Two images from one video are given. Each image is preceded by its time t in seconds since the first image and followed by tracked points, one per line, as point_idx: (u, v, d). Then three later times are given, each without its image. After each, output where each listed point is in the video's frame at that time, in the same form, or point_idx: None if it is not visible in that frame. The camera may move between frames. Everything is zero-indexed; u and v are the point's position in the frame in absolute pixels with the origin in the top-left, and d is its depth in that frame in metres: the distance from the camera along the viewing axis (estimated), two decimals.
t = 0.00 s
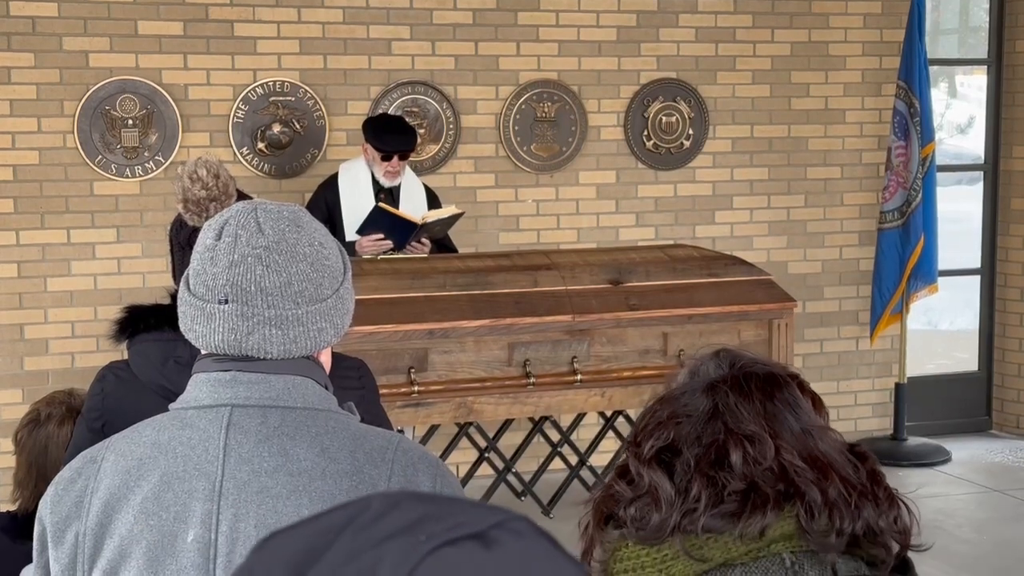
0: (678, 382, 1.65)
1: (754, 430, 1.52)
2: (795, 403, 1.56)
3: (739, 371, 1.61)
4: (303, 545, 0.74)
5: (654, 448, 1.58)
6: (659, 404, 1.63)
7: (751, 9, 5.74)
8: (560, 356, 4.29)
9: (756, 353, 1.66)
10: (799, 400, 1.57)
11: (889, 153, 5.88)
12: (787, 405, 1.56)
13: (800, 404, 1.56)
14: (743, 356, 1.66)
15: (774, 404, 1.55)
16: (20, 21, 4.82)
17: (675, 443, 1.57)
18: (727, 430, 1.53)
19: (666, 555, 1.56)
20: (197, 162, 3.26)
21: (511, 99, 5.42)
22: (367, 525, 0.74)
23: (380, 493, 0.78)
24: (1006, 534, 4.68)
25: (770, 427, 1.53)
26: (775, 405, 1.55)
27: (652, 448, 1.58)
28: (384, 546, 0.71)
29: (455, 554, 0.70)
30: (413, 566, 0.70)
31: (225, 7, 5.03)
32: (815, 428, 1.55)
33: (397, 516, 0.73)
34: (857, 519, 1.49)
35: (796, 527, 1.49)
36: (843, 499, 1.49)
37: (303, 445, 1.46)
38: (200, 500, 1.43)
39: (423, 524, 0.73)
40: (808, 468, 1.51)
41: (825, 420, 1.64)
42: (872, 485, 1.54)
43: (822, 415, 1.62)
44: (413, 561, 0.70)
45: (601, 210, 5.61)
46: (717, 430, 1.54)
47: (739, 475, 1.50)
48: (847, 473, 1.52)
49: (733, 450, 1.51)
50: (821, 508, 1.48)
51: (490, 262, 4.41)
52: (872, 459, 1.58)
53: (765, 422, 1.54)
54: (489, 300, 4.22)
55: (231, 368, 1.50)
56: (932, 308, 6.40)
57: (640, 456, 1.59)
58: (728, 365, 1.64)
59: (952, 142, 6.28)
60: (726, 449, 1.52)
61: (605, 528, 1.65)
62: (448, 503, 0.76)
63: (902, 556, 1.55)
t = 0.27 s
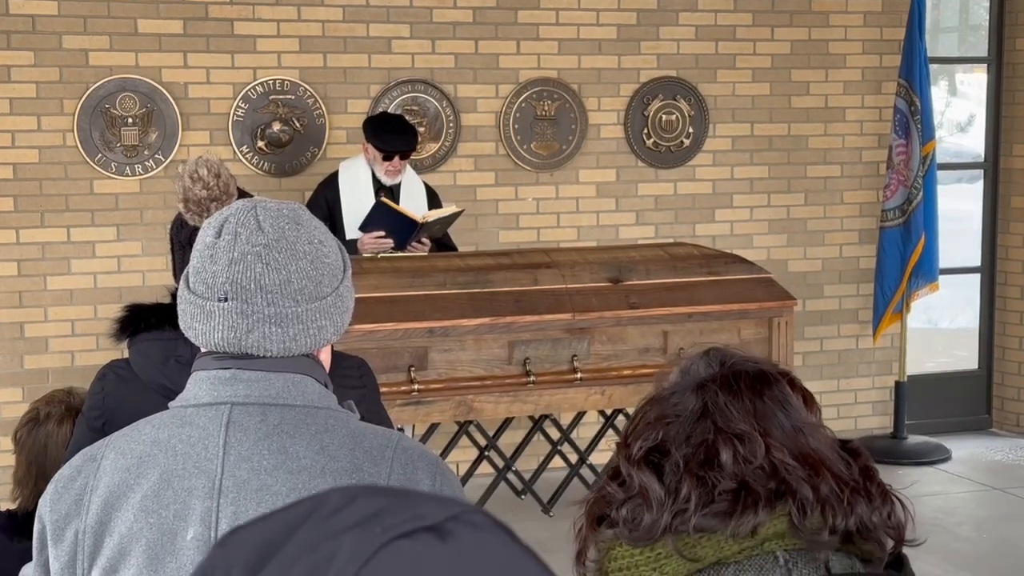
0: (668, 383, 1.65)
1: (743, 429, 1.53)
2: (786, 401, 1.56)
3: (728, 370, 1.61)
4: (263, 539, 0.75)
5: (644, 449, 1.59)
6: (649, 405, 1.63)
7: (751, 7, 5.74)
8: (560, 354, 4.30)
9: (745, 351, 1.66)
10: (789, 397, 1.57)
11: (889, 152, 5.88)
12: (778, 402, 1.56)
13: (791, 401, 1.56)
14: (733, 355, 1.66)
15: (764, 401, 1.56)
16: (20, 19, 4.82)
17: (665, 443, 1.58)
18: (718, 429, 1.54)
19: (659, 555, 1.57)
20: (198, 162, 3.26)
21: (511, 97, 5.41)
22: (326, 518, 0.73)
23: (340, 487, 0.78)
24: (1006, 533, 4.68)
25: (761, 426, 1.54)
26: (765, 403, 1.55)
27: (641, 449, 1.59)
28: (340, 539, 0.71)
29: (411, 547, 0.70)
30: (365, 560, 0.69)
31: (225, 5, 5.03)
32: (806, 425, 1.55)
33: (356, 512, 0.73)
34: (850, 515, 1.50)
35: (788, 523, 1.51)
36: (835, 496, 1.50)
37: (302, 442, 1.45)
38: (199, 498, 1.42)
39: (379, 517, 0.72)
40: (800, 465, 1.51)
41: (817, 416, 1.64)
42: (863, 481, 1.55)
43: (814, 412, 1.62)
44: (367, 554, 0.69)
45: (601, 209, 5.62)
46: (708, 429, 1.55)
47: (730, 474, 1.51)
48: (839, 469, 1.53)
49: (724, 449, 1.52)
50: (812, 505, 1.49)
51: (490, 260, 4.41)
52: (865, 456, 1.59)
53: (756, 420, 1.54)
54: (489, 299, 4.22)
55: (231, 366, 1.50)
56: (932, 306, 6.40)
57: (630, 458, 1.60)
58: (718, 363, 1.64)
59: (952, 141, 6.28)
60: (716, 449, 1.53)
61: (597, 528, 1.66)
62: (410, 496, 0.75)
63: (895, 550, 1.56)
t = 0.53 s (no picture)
0: (649, 390, 1.71)
1: (731, 440, 1.60)
2: (769, 407, 1.64)
3: (711, 376, 1.67)
4: (227, 529, 0.80)
5: (633, 465, 1.66)
6: (636, 416, 1.70)
7: (751, 5, 5.73)
8: (560, 352, 4.30)
9: (727, 354, 1.71)
10: (772, 401, 1.64)
11: (889, 150, 5.88)
12: (761, 408, 1.63)
13: (773, 406, 1.64)
14: (714, 358, 1.71)
15: (748, 408, 1.63)
16: (20, 17, 4.82)
17: (655, 456, 1.65)
18: (705, 441, 1.61)
19: (654, 563, 1.65)
20: (201, 159, 3.27)
21: (511, 95, 5.41)
22: (288, 508, 0.79)
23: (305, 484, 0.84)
24: (1006, 531, 4.68)
25: (747, 435, 1.61)
26: (750, 410, 1.63)
27: (630, 464, 1.66)
28: (301, 527, 0.77)
29: (370, 533, 0.75)
30: (324, 544, 0.74)
31: (224, 3, 5.03)
32: (791, 431, 1.62)
33: (319, 501, 0.79)
34: (841, 516, 1.57)
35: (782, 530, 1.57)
36: (827, 500, 1.56)
37: (301, 440, 1.44)
38: (199, 495, 1.41)
39: (338, 506, 0.78)
40: (789, 471, 1.58)
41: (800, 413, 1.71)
42: (851, 479, 1.63)
43: (796, 411, 1.69)
44: (325, 539, 0.75)
45: (601, 207, 5.61)
46: (695, 441, 1.62)
47: (721, 487, 1.58)
48: (827, 471, 1.60)
49: (713, 460, 1.59)
50: (807, 512, 1.55)
51: (490, 258, 4.41)
52: (849, 451, 1.67)
53: (742, 429, 1.61)
54: (489, 297, 4.21)
55: (231, 364, 1.50)
56: (932, 304, 6.40)
57: (619, 472, 1.67)
58: (701, 368, 1.69)
59: (952, 139, 6.27)
60: (705, 462, 1.60)
61: (588, 539, 1.72)
62: (370, 488, 0.81)
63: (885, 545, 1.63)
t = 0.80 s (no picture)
0: (651, 388, 1.67)
1: (736, 447, 1.58)
2: (774, 410, 1.61)
3: (715, 378, 1.64)
4: (217, 517, 0.80)
5: (635, 470, 1.64)
6: (637, 418, 1.67)
7: (751, 3, 5.73)
8: (560, 350, 4.30)
9: (730, 352, 1.68)
10: (777, 404, 1.62)
11: (889, 148, 5.88)
12: (766, 412, 1.61)
13: (778, 410, 1.61)
14: (719, 356, 1.67)
15: (752, 413, 1.60)
16: (20, 15, 4.81)
17: (658, 462, 1.62)
18: (710, 448, 1.59)
19: (654, 565, 1.64)
20: (202, 155, 3.26)
21: (511, 92, 5.41)
22: (274, 497, 0.79)
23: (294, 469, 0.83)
24: (1006, 529, 4.68)
25: (752, 441, 1.59)
26: (754, 415, 1.60)
27: (633, 470, 1.63)
28: (285, 516, 0.77)
29: (348, 524, 0.74)
30: (305, 532, 0.75)
31: (224, 1, 5.02)
32: (796, 434, 1.61)
33: (304, 490, 0.79)
34: (846, 519, 1.57)
35: (785, 533, 1.58)
36: (832, 505, 1.56)
37: (300, 436, 1.43)
38: (198, 491, 1.40)
39: (322, 497, 0.77)
40: (795, 479, 1.57)
41: (801, 413, 1.68)
42: (854, 479, 1.63)
43: (799, 410, 1.66)
44: (306, 527, 0.75)
45: (601, 205, 5.61)
46: (700, 447, 1.59)
47: (726, 495, 1.57)
48: (832, 475, 1.60)
49: (718, 468, 1.57)
50: (813, 517, 1.55)
51: (490, 256, 4.41)
52: (853, 448, 1.66)
53: (746, 435, 1.59)
54: (488, 295, 4.21)
55: (229, 359, 1.49)
56: (932, 302, 6.40)
57: (621, 476, 1.65)
58: (704, 368, 1.66)
59: (952, 137, 6.27)
60: (709, 469, 1.58)
61: (585, 538, 1.70)
62: (358, 479, 0.80)
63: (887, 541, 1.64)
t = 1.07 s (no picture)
0: (656, 391, 1.68)
1: (740, 451, 1.58)
2: (780, 414, 1.61)
3: (721, 382, 1.64)
4: (217, 516, 0.75)
5: (640, 474, 1.64)
6: (643, 422, 1.67)
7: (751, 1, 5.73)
8: (560, 348, 4.30)
9: (736, 354, 1.67)
10: (783, 408, 1.61)
11: (890, 146, 5.87)
12: (772, 416, 1.60)
13: (785, 413, 1.61)
14: (726, 357, 1.67)
15: (758, 417, 1.60)
16: (20, 13, 4.81)
17: (662, 467, 1.63)
18: (714, 453, 1.59)
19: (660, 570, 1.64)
20: (202, 154, 3.24)
21: (511, 90, 5.40)
22: (274, 496, 0.75)
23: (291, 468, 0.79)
24: (1007, 527, 4.67)
25: (757, 447, 1.59)
26: (760, 418, 1.60)
27: (638, 474, 1.64)
28: (284, 513, 0.73)
29: (348, 522, 0.71)
30: (305, 529, 0.71)
31: None
32: (802, 438, 1.61)
33: (304, 488, 0.75)
34: (852, 523, 1.57)
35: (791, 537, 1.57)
36: (838, 509, 1.56)
37: (300, 430, 1.43)
38: (198, 484, 1.40)
39: (322, 494, 0.74)
40: (800, 483, 1.57)
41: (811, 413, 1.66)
42: (860, 481, 1.62)
43: (807, 411, 1.65)
44: (305, 524, 0.71)
45: (601, 203, 5.61)
46: (705, 452, 1.59)
47: (730, 501, 1.57)
48: (838, 478, 1.60)
49: (722, 472, 1.57)
50: (819, 521, 1.55)
51: (490, 254, 4.41)
52: (861, 450, 1.66)
53: (751, 440, 1.59)
54: (488, 293, 4.21)
55: (230, 353, 1.49)
56: (931, 301, 6.39)
57: (625, 480, 1.65)
58: (710, 370, 1.66)
59: (952, 135, 6.27)
60: (714, 474, 1.58)
61: (591, 540, 1.70)
62: (359, 477, 0.77)
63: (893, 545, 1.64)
